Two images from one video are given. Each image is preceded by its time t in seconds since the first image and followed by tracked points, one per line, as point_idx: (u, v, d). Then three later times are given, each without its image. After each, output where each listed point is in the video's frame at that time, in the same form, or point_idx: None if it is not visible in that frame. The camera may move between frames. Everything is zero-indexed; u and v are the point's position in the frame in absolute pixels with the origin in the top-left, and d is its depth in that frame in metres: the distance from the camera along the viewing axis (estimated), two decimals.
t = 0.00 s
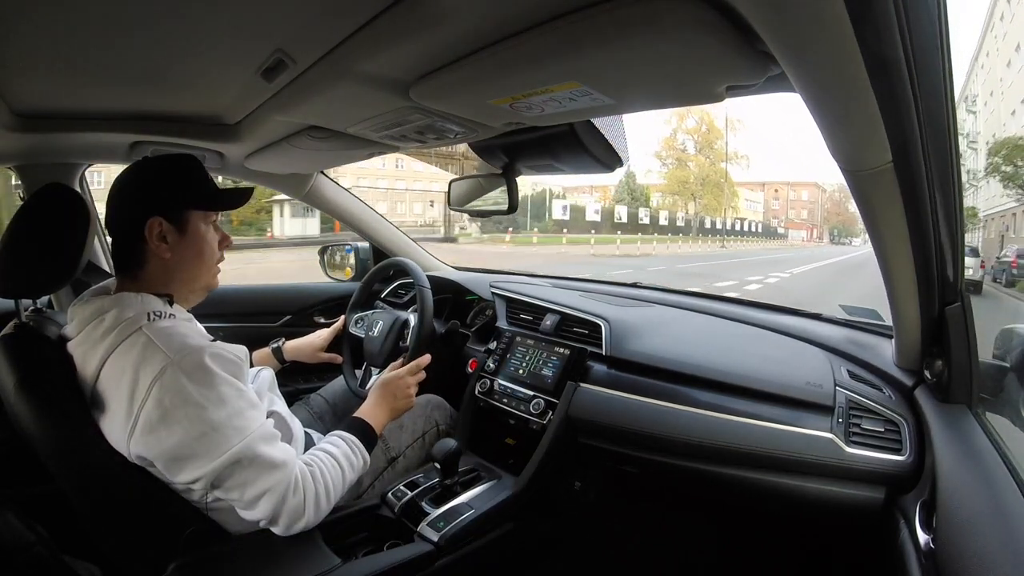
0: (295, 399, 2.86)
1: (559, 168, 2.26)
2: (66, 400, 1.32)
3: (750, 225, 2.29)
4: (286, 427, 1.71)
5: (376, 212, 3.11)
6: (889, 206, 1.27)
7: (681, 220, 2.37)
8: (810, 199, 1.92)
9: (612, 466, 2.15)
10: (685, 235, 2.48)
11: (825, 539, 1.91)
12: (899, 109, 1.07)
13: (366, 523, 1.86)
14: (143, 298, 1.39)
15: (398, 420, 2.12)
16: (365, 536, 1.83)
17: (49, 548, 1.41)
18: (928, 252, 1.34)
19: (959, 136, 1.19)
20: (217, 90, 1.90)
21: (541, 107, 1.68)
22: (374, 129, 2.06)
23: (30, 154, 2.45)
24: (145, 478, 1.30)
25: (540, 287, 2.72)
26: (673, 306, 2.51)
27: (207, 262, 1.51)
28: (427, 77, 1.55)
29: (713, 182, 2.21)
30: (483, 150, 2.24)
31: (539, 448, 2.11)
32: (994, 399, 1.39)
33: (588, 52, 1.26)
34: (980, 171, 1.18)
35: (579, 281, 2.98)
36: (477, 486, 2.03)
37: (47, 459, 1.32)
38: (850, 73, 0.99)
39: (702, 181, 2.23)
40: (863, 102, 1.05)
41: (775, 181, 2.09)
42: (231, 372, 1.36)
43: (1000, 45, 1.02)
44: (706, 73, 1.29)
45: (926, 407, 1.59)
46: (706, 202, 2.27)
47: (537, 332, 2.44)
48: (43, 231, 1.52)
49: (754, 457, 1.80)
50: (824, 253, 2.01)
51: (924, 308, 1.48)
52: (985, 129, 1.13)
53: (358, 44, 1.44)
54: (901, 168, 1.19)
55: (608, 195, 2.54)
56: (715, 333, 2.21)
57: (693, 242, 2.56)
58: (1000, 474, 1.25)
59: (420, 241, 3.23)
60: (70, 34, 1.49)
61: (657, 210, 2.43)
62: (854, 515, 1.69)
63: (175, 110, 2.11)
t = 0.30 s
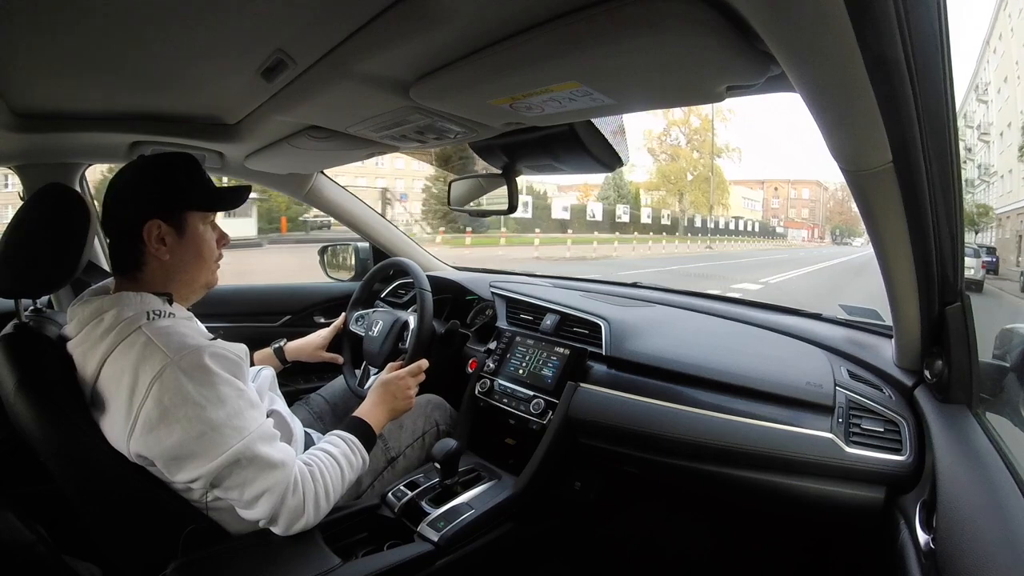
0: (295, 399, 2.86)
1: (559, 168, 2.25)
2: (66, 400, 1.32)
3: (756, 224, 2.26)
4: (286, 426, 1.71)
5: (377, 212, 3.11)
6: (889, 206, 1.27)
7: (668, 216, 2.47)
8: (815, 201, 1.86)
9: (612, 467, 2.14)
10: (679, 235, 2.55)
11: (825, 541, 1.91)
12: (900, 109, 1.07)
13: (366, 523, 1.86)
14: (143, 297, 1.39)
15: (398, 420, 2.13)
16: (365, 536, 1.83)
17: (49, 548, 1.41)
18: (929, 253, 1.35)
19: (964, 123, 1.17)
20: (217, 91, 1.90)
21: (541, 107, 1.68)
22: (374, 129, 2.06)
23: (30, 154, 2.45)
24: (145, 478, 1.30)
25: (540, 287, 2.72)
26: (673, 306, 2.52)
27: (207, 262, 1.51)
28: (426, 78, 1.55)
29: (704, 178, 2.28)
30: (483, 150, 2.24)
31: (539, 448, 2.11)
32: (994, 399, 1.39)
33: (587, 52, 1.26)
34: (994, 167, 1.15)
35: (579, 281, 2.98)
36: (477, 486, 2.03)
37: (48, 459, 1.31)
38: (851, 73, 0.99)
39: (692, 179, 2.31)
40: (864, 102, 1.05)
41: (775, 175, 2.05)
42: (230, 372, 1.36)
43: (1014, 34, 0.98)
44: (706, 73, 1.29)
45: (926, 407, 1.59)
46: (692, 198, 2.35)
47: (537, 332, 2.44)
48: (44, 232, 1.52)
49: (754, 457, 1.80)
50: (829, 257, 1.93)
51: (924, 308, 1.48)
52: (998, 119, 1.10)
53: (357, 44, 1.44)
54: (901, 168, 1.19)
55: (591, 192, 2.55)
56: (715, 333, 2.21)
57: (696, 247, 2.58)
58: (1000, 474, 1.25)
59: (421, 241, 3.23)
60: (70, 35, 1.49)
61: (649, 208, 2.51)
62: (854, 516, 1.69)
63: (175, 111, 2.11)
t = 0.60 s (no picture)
0: (295, 399, 2.86)
1: (559, 168, 2.25)
2: (66, 400, 1.32)
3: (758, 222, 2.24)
4: (286, 426, 1.71)
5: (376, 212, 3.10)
6: (889, 206, 1.27)
7: (650, 214, 2.44)
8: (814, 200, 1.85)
9: (612, 467, 2.14)
10: (661, 235, 2.51)
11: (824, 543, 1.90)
12: (900, 109, 1.07)
13: (366, 523, 1.85)
14: (142, 297, 1.39)
15: (398, 420, 2.13)
16: (365, 536, 1.83)
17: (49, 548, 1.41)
18: (929, 252, 1.34)
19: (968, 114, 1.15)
20: (217, 91, 1.90)
21: (541, 107, 1.68)
22: (374, 129, 2.06)
23: (30, 154, 2.45)
24: (146, 478, 1.30)
25: (540, 287, 2.72)
26: (673, 306, 2.52)
27: (205, 261, 1.52)
28: (426, 78, 1.55)
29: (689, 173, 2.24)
30: (482, 150, 2.24)
31: (539, 447, 2.11)
32: (994, 399, 1.39)
33: (588, 52, 1.26)
34: (1005, 160, 1.12)
35: (579, 281, 2.98)
36: (477, 486, 2.03)
37: (48, 458, 1.31)
38: (851, 73, 0.99)
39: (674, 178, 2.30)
40: (864, 102, 1.05)
41: (772, 172, 2.04)
42: (230, 372, 1.36)
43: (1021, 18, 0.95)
44: (705, 74, 1.29)
45: (926, 406, 1.59)
46: (672, 193, 2.33)
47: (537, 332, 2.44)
48: (44, 231, 1.52)
49: (754, 457, 1.80)
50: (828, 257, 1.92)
51: (924, 309, 1.48)
52: (1005, 108, 1.07)
53: (358, 44, 1.44)
54: (901, 168, 1.19)
55: (570, 192, 2.59)
56: (715, 333, 2.22)
57: (689, 246, 2.55)
58: (1000, 474, 1.25)
59: (421, 241, 3.23)
60: (70, 34, 1.49)
61: (627, 206, 2.53)
62: (853, 516, 1.69)
63: (175, 111, 2.11)
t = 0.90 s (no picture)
0: (295, 399, 2.86)
1: (559, 168, 2.25)
2: (65, 400, 1.32)
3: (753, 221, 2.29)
4: (286, 426, 1.71)
5: (376, 211, 3.10)
6: (889, 206, 1.27)
7: (623, 211, 2.50)
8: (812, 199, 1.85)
9: (612, 467, 2.14)
10: (638, 235, 2.61)
11: (824, 544, 1.90)
12: (899, 109, 1.07)
13: (366, 523, 1.85)
14: (143, 297, 1.39)
15: (398, 420, 2.13)
16: (365, 536, 1.83)
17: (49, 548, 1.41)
18: (929, 252, 1.34)
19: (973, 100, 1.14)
20: (218, 91, 1.90)
21: (541, 107, 1.68)
22: (374, 129, 2.06)
23: (30, 154, 2.45)
24: (146, 477, 1.30)
25: (540, 287, 2.72)
26: (673, 306, 2.52)
27: (204, 261, 1.52)
28: (426, 78, 1.55)
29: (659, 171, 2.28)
30: (482, 150, 2.24)
31: (539, 447, 2.11)
32: (994, 399, 1.39)
33: (588, 52, 1.26)
34: (1010, 155, 1.09)
35: (579, 281, 2.98)
36: (477, 486, 2.03)
37: (47, 458, 1.31)
38: (850, 73, 0.99)
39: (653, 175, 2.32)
40: (864, 101, 1.05)
41: (768, 169, 2.05)
42: (230, 372, 1.36)
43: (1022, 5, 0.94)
44: (705, 74, 1.29)
45: (926, 406, 1.59)
46: (645, 187, 2.37)
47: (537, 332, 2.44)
48: (42, 233, 1.51)
49: (754, 457, 1.80)
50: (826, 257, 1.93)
51: (924, 309, 1.48)
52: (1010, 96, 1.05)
53: (358, 44, 1.44)
54: (901, 168, 1.19)
55: (537, 189, 2.58)
56: (715, 333, 2.22)
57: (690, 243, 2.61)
58: (1000, 473, 1.25)
59: (421, 241, 3.23)
60: (70, 34, 1.49)
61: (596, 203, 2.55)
62: (853, 516, 1.69)
63: (175, 111, 2.11)
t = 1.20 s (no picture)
0: (295, 399, 2.86)
1: (559, 168, 2.25)
2: (65, 400, 1.31)
3: (742, 220, 2.36)
4: (286, 426, 1.71)
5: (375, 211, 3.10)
6: (889, 205, 1.27)
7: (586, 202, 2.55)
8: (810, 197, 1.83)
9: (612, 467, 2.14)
10: (602, 234, 2.67)
11: (824, 544, 1.90)
12: (899, 108, 1.07)
13: (366, 522, 1.85)
14: (144, 297, 1.39)
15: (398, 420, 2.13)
16: (365, 536, 1.83)
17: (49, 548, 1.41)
18: (929, 252, 1.34)
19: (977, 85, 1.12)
20: (218, 91, 1.90)
21: (541, 107, 1.68)
22: (374, 129, 2.07)
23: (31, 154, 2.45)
24: (147, 477, 1.30)
25: (540, 287, 2.72)
26: (673, 306, 2.52)
27: (202, 269, 1.52)
28: (426, 78, 1.55)
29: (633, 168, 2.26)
30: (482, 150, 2.24)
31: (539, 448, 2.10)
32: (994, 399, 1.39)
33: (588, 52, 1.26)
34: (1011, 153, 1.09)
35: (579, 282, 2.98)
36: (477, 486, 2.03)
37: (46, 458, 1.31)
38: (849, 73, 0.99)
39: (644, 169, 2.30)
40: (865, 102, 1.05)
41: (761, 167, 2.13)
42: (230, 372, 1.36)
43: None
44: (705, 74, 1.30)
45: (926, 407, 1.59)
46: (610, 184, 2.46)
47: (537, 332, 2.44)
48: (41, 234, 1.51)
49: (754, 457, 1.80)
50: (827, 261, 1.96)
51: (924, 309, 1.48)
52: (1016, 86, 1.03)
53: (358, 44, 1.44)
54: (901, 168, 1.19)
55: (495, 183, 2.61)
56: (715, 333, 2.22)
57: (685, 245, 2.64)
58: (1000, 473, 1.25)
59: (420, 241, 3.23)
60: (70, 34, 1.49)
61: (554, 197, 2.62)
62: (853, 516, 1.69)
63: (175, 111, 2.11)
